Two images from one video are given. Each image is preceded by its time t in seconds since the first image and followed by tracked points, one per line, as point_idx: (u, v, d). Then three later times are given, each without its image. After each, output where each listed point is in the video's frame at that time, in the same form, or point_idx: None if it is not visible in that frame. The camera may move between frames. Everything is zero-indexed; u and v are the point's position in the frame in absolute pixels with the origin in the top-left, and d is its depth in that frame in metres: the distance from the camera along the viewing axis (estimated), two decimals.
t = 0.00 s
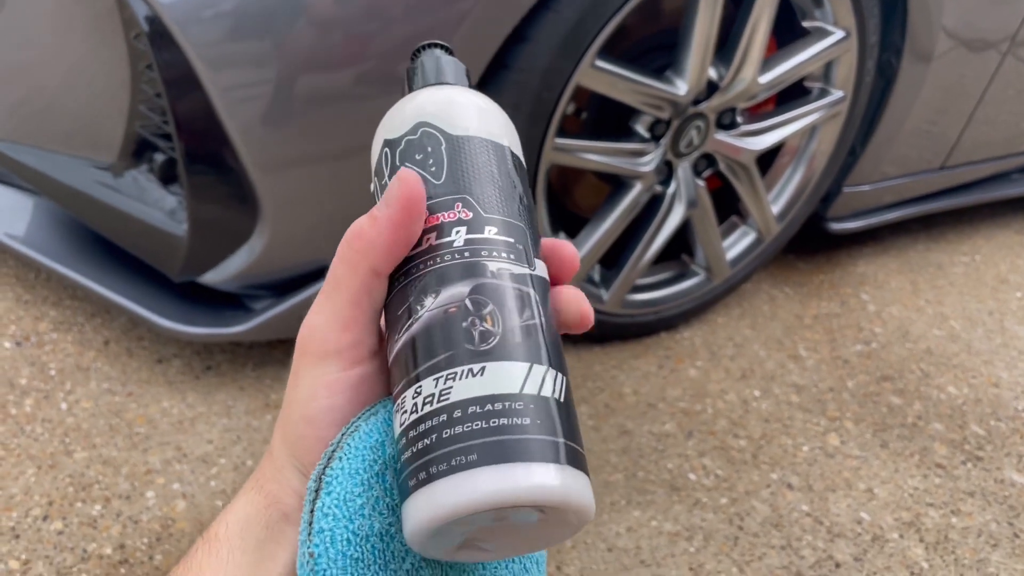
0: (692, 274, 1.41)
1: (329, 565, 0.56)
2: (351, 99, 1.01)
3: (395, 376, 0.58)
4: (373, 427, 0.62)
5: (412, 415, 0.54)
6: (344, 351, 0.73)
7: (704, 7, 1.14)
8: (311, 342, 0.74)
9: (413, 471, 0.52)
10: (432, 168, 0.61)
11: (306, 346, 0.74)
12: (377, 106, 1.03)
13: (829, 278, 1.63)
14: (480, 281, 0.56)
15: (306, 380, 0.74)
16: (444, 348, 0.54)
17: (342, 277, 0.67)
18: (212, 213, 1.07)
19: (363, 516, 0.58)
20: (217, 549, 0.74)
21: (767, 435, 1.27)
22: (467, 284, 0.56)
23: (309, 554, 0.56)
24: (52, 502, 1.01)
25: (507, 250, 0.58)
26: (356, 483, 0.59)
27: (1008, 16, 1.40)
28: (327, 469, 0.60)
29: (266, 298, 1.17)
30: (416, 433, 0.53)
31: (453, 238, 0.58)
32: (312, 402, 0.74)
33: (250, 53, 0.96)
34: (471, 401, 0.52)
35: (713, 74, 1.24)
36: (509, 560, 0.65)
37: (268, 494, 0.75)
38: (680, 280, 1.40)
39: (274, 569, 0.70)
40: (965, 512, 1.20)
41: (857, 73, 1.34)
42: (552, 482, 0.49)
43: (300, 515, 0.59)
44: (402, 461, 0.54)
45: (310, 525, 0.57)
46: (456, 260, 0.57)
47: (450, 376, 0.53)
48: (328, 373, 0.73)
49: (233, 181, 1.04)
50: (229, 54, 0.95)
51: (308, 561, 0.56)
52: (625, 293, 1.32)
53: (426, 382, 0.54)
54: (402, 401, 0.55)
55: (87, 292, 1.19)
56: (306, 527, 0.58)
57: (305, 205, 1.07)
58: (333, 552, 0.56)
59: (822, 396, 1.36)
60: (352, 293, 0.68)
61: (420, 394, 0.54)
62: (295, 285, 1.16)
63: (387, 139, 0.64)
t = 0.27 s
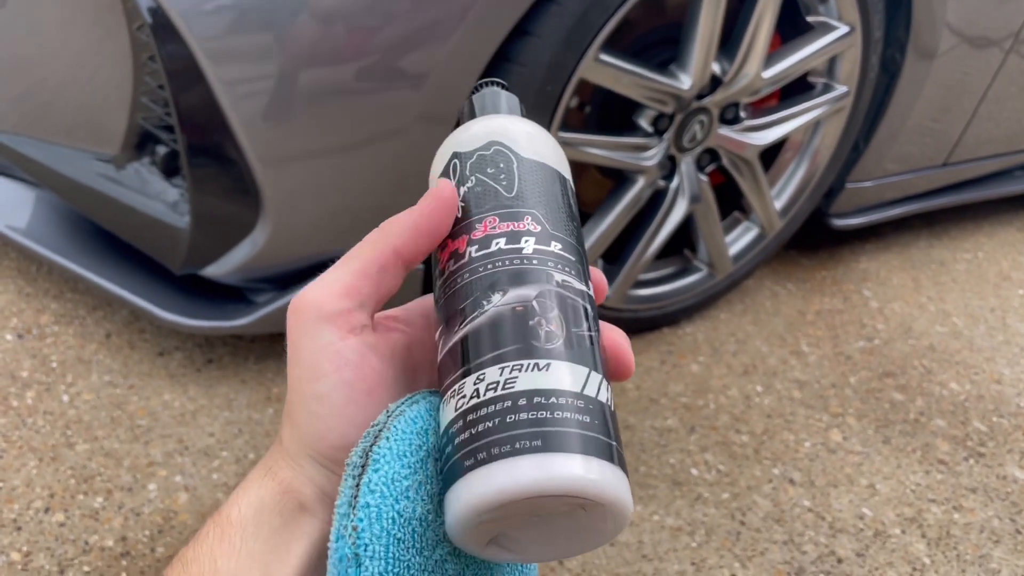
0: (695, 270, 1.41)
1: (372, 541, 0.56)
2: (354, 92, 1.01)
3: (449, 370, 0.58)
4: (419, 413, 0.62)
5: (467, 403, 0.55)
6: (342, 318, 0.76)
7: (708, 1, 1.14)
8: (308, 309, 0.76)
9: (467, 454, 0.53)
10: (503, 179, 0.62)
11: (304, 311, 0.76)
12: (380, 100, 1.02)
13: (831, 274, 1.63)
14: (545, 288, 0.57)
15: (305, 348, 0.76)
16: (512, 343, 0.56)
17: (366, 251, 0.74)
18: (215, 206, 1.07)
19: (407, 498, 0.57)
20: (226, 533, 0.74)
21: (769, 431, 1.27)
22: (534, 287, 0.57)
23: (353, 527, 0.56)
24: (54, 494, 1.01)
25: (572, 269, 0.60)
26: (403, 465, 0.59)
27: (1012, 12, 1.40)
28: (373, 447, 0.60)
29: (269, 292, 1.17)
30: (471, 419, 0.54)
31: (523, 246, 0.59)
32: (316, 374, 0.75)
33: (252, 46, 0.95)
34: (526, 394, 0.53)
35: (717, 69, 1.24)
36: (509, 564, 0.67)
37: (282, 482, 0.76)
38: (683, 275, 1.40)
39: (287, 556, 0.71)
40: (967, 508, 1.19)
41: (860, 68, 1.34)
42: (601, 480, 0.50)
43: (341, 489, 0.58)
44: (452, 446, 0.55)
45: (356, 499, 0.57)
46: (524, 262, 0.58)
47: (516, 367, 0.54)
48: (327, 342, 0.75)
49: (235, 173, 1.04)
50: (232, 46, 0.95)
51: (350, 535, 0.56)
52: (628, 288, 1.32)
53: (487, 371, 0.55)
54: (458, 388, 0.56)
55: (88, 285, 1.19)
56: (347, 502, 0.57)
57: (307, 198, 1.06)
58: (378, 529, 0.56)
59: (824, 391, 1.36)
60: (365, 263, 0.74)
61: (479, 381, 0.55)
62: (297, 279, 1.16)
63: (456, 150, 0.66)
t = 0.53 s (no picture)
0: (693, 269, 1.41)
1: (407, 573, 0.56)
2: (353, 90, 1.01)
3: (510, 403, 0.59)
4: (438, 431, 0.63)
5: (544, 458, 0.57)
6: (369, 341, 0.77)
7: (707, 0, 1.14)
8: (331, 325, 0.75)
9: (539, 515, 0.56)
10: (580, 196, 0.62)
11: (328, 329, 0.75)
12: (379, 99, 1.02)
13: (830, 274, 1.63)
14: (614, 336, 0.60)
15: (333, 367, 0.77)
16: (589, 401, 0.58)
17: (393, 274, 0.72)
18: (214, 205, 1.07)
19: (439, 526, 0.58)
20: (227, 528, 0.76)
21: (766, 430, 1.27)
22: (607, 336, 0.60)
23: (388, 561, 0.56)
24: (52, 491, 1.01)
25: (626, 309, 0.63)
26: (432, 493, 0.59)
27: (1012, 12, 1.40)
28: (402, 473, 0.59)
29: (267, 290, 1.17)
30: (550, 479, 0.56)
31: (596, 283, 0.60)
32: (339, 392, 0.78)
33: (251, 44, 0.95)
34: (598, 463, 0.57)
35: (716, 68, 1.24)
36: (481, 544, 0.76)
37: (290, 480, 0.80)
38: (682, 274, 1.40)
39: (289, 557, 0.74)
40: (964, 508, 1.20)
41: (860, 68, 1.34)
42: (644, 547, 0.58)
43: (373, 517, 0.58)
44: (521, 493, 0.57)
45: (390, 529, 0.57)
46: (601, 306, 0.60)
47: (594, 433, 0.58)
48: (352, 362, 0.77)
49: (234, 172, 1.04)
50: (231, 44, 0.95)
51: (385, 567, 0.56)
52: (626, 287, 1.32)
53: (565, 429, 0.57)
54: (531, 435, 0.58)
55: (87, 282, 1.18)
56: (379, 530, 0.58)
57: (306, 197, 1.07)
58: (411, 563, 0.57)
59: (822, 391, 1.36)
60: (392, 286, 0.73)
61: (553, 437, 0.57)
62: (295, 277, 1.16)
63: (526, 134, 0.62)
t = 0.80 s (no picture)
0: (694, 267, 1.40)
1: None
2: (354, 87, 1.00)
3: (562, 423, 0.61)
4: (440, 444, 0.68)
5: (595, 484, 0.60)
6: (399, 362, 0.78)
7: None
8: (365, 341, 0.77)
9: (589, 542, 0.59)
10: (648, 201, 0.62)
11: (359, 344, 0.77)
12: (379, 95, 1.02)
13: (831, 272, 1.63)
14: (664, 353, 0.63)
15: (358, 380, 0.79)
16: (637, 428, 0.61)
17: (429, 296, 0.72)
18: (214, 201, 1.06)
19: (436, 543, 0.63)
20: (227, 525, 0.79)
21: (767, 429, 1.27)
22: (658, 355, 0.63)
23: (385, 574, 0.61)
24: (50, 489, 1.01)
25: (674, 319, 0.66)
26: (430, 509, 0.63)
27: (1014, 10, 1.39)
28: (402, 488, 0.63)
29: (267, 287, 1.16)
30: (599, 506, 0.59)
31: (657, 297, 0.62)
32: (362, 405, 0.80)
33: (251, 40, 0.95)
34: (642, 492, 0.61)
35: (717, 65, 1.24)
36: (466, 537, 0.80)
37: (294, 480, 0.83)
38: (683, 272, 1.39)
39: (288, 560, 0.79)
40: (965, 507, 1.19)
41: (862, 66, 1.34)
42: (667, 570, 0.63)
43: (371, 533, 0.63)
44: (568, 515, 0.60)
45: (388, 547, 0.61)
46: (657, 323, 0.62)
47: (642, 460, 0.61)
48: (378, 378, 0.79)
49: (233, 168, 1.04)
50: (231, 40, 0.95)
51: None
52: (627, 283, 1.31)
53: (617, 456, 0.60)
54: (583, 460, 0.60)
55: (85, 279, 1.18)
56: (376, 546, 0.62)
57: (307, 194, 1.06)
58: None
59: (823, 390, 1.36)
60: (426, 310, 0.73)
61: (605, 464, 0.60)
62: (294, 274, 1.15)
63: (597, 122, 0.61)
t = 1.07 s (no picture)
0: (691, 267, 1.40)
1: None
2: (349, 84, 1.00)
3: (549, 407, 0.60)
4: (415, 442, 0.68)
5: (585, 470, 0.60)
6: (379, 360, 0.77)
7: None
8: (344, 339, 0.76)
9: (578, 527, 0.59)
10: (637, 176, 0.62)
11: (339, 343, 0.77)
12: (374, 93, 1.01)
13: (830, 272, 1.62)
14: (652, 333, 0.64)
15: (336, 378, 0.78)
16: (625, 414, 0.62)
17: (407, 294, 0.70)
18: (209, 200, 1.05)
19: (407, 542, 0.62)
20: (204, 527, 0.80)
21: (765, 429, 1.26)
22: (647, 336, 0.63)
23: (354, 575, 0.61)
24: (42, 489, 1.01)
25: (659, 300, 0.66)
26: (402, 507, 0.63)
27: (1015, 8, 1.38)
28: (372, 488, 0.64)
29: (261, 286, 1.16)
30: (589, 492, 0.60)
31: (646, 277, 0.62)
32: (339, 403, 0.79)
33: (245, 38, 0.94)
34: (629, 477, 0.61)
35: (716, 64, 1.23)
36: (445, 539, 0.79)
37: (271, 480, 0.82)
38: (681, 271, 1.38)
39: (265, 562, 0.79)
40: (963, 509, 1.19)
41: (861, 64, 1.33)
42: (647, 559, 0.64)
43: (342, 533, 0.63)
44: (556, 502, 0.59)
45: (357, 547, 0.61)
46: (645, 303, 0.63)
47: (631, 446, 0.61)
48: (356, 376, 0.78)
49: (227, 167, 1.03)
50: (225, 38, 0.94)
51: None
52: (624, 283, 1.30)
53: (606, 440, 0.60)
54: (573, 445, 0.60)
55: (78, 277, 1.17)
56: (347, 546, 0.62)
57: (302, 193, 1.05)
58: None
59: (821, 390, 1.35)
60: (407, 308, 0.72)
61: (594, 448, 0.60)
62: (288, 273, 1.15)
63: (587, 93, 0.60)
